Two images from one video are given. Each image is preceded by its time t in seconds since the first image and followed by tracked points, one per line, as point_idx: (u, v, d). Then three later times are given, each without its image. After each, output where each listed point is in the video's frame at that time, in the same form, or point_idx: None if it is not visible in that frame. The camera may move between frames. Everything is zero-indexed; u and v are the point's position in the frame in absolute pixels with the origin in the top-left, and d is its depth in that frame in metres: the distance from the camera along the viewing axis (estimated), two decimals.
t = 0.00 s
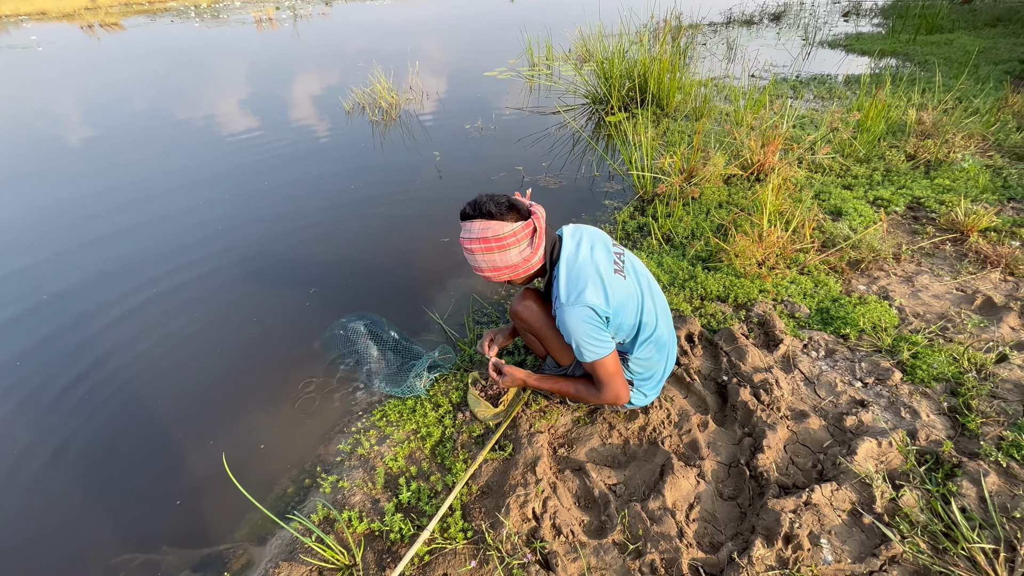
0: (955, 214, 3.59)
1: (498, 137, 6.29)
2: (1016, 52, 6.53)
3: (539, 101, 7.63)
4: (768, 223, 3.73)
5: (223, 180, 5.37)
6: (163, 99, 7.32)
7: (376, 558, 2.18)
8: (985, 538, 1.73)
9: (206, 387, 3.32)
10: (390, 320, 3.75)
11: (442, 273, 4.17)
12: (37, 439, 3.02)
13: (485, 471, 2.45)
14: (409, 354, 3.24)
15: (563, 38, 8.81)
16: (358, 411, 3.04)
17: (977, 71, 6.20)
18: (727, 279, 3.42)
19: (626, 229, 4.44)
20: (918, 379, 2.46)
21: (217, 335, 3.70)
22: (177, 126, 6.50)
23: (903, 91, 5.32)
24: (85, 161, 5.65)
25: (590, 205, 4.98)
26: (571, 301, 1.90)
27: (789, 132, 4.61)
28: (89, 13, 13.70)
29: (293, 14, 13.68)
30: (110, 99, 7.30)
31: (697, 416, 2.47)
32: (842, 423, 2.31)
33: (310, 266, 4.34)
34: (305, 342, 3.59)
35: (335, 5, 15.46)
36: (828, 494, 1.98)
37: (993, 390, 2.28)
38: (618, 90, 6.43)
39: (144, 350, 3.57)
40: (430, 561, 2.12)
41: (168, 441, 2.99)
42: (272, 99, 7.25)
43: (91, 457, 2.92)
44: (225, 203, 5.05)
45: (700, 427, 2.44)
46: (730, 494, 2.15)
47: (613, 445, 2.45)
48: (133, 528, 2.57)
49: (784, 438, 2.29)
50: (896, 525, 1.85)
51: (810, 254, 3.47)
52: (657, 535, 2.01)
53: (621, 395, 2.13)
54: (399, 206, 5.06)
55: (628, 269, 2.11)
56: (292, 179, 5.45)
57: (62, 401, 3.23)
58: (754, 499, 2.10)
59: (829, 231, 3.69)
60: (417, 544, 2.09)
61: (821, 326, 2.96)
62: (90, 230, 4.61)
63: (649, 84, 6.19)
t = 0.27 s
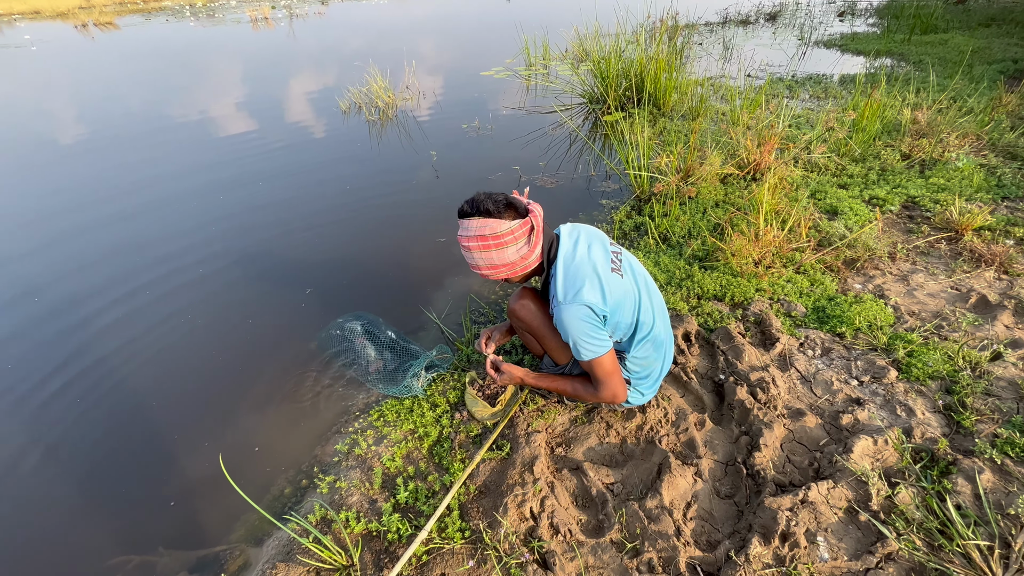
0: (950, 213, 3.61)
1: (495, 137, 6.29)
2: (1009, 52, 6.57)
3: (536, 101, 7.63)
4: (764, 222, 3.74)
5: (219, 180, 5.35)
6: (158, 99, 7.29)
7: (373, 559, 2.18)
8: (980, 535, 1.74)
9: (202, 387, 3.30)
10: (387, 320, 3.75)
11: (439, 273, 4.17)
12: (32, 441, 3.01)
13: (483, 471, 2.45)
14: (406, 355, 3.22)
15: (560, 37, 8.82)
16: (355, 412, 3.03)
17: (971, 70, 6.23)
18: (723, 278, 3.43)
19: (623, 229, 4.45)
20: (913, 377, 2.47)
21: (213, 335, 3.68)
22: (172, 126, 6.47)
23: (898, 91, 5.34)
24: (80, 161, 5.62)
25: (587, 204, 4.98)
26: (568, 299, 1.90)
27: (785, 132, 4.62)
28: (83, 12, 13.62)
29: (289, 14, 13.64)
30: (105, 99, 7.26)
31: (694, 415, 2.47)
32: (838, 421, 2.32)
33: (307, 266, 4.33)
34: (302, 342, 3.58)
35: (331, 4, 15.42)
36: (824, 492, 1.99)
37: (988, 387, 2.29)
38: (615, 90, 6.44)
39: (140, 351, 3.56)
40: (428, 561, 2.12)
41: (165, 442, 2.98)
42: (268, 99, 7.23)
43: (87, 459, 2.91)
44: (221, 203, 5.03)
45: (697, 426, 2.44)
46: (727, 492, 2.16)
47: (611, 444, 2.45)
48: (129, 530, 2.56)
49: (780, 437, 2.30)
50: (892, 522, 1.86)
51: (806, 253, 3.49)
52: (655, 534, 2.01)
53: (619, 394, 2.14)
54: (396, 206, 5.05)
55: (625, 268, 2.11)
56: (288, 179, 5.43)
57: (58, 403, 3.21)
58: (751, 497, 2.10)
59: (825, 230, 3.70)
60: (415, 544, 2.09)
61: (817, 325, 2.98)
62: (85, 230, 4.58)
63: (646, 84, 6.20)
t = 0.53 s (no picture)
0: (944, 213, 3.64)
1: (491, 137, 6.29)
2: (1001, 53, 6.62)
3: (532, 100, 7.63)
4: (760, 222, 3.76)
5: (214, 180, 5.33)
6: (152, 99, 7.25)
7: (370, 560, 2.18)
8: (974, 533, 1.76)
9: (197, 389, 3.29)
10: (383, 320, 3.74)
11: (436, 274, 4.16)
12: (25, 443, 2.98)
13: (480, 472, 2.45)
14: (403, 355, 3.20)
15: (556, 37, 8.82)
16: (352, 413, 3.03)
17: (964, 71, 6.28)
18: (719, 278, 3.44)
19: (620, 229, 4.46)
20: (908, 376, 2.49)
21: (208, 337, 3.66)
22: (166, 126, 6.43)
23: (891, 91, 5.38)
24: (73, 161, 5.58)
25: (583, 204, 4.98)
26: (565, 299, 1.90)
27: (780, 132, 4.64)
28: (76, 11, 13.51)
29: (284, 13, 13.58)
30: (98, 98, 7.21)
31: (691, 415, 2.48)
32: (834, 420, 2.34)
33: (303, 267, 4.31)
34: (298, 343, 3.56)
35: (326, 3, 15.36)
36: (820, 491, 1.99)
37: (981, 386, 2.31)
38: (611, 90, 6.44)
39: (134, 353, 3.54)
40: (425, 562, 2.12)
41: (160, 444, 2.96)
42: (263, 99, 7.20)
43: (81, 461, 2.89)
44: (216, 203, 5.01)
45: (694, 426, 2.45)
46: (724, 492, 2.16)
47: (608, 444, 2.46)
48: (124, 533, 2.54)
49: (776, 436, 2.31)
50: (887, 520, 1.87)
51: (801, 253, 3.50)
52: (652, 534, 2.02)
53: (617, 393, 2.14)
54: (392, 206, 5.04)
55: (622, 268, 2.12)
56: (284, 179, 5.41)
57: (51, 405, 3.19)
58: (748, 496, 2.11)
59: (820, 230, 3.72)
60: (412, 546, 2.09)
61: (813, 324, 2.99)
62: (78, 231, 4.55)
63: (642, 84, 6.21)
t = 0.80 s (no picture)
0: (938, 213, 3.66)
1: (487, 137, 6.28)
2: (994, 53, 6.67)
3: (528, 100, 7.63)
4: (755, 222, 3.77)
5: (208, 180, 5.29)
6: (146, 98, 7.19)
7: (366, 562, 2.17)
8: (968, 531, 1.77)
9: (192, 390, 3.26)
10: (379, 321, 3.72)
11: (432, 274, 4.15)
12: (17, 446, 2.96)
13: (477, 472, 2.44)
14: (399, 356, 3.18)
15: (552, 37, 8.82)
16: (348, 414, 3.02)
17: (958, 71, 6.31)
18: (715, 278, 3.44)
19: (616, 229, 4.46)
20: (903, 375, 2.50)
21: (203, 337, 3.64)
22: (160, 125, 6.39)
23: (886, 91, 5.40)
24: (65, 160, 5.53)
25: (580, 204, 4.98)
26: (562, 300, 1.90)
27: (776, 132, 4.65)
28: (69, 9, 13.39)
29: (279, 11, 13.52)
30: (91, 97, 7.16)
31: (687, 415, 2.48)
32: (829, 420, 2.34)
33: (298, 267, 4.29)
34: (293, 344, 3.55)
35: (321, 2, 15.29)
36: (816, 490, 2.00)
37: (975, 385, 2.33)
38: (607, 90, 6.45)
39: (128, 355, 3.51)
40: (422, 564, 2.11)
41: (154, 446, 2.94)
42: (258, 98, 7.16)
43: (74, 463, 2.86)
44: (211, 203, 4.98)
45: (691, 426, 2.45)
46: (720, 491, 2.17)
47: (605, 444, 2.46)
48: (118, 536, 2.52)
49: (772, 436, 2.31)
50: (882, 519, 1.88)
51: (797, 252, 3.51)
52: (649, 534, 2.02)
53: (613, 394, 2.14)
54: (388, 206, 5.02)
55: (618, 269, 2.12)
56: (279, 179, 5.38)
57: (44, 408, 3.16)
58: (744, 496, 2.12)
59: (815, 230, 3.74)
60: (409, 548, 2.08)
61: (808, 324, 3.00)
62: (71, 231, 4.51)
63: (638, 83, 6.22)
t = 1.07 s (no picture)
0: (933, 212, 3.67)
1: (484, 136, 6.26)
2: (989, 54, 6.69)
3: (525, 99, 7.62)
4: (751, 221, 3.77)
5: (203, 179, 5.26)
6: (140, 96, 7.15)
7: (360, 563, 2.15)
8: (963, 531, 1.77)
9: (185, 391, 3.24)
10: (375, 321, 3.71)
11: (428, 273, 4.13)
12: (7, 447, 2.93)
13: (472, 473, 2.43)
14: (394, 356, 3.16)
15: (549, 36, 8.81)
16: (343, 414, 3.00)
17: (953, 72, 6.33)
18: (711, 278, 3.44)
19: (612, 228, 4.45)
20: (898, 374, 2.50)
21: (196, 338, 3.61)
22: (154, 124, 6.35)
23: (881, 91, 5.41)
24: (58, 159, 5.49)
25: (576, 204, 4.98)
26: (557, 300, 1.89)
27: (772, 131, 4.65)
28: (63, 7, 13.30)
29: (275, 10, 13.47)
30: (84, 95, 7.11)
31: (683, 414, 2.48)
32: (825, 419, 2.34)
33: (293, 267, 4.27)
34: (288, 344, 3.53)
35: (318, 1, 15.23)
36: (811, 490, 2.00)
37: (970, 384, 2.33)
38: (603, 89, 6.44)
39: (121, 355, 3.48)
40: (416, 565, 2.10)
41: (147, 447, 2.92)
42: (253, 97, 7.12)
43: (65, 465, 2.83)
44: (205, 202, 4.95)
45: (686, 425, 2.45)
46: (716, 491, 2.16)
47: (600, 444, 2.45)
48: (109, 538, 2.50)
49: (767, 436, 2.31)
50: (877, 519, 1.88)
51: (793, 252, 3.51)
52: (644, 535, 2.01)
53: (609, 394, 2.13)
54: (384, 205, 5.00)
55: (614, 268, 2.10)
56: (274, 178, 5.35)
57: (36, 409, 3.13)
58: (740, 496, 2.11)
59: (811, 230, 3.74)
60: (403, 549, 2.07)
61: (804, 323, 3.00)
62: (63, 230, 4.47)
63: (634, 83, 6.21)
